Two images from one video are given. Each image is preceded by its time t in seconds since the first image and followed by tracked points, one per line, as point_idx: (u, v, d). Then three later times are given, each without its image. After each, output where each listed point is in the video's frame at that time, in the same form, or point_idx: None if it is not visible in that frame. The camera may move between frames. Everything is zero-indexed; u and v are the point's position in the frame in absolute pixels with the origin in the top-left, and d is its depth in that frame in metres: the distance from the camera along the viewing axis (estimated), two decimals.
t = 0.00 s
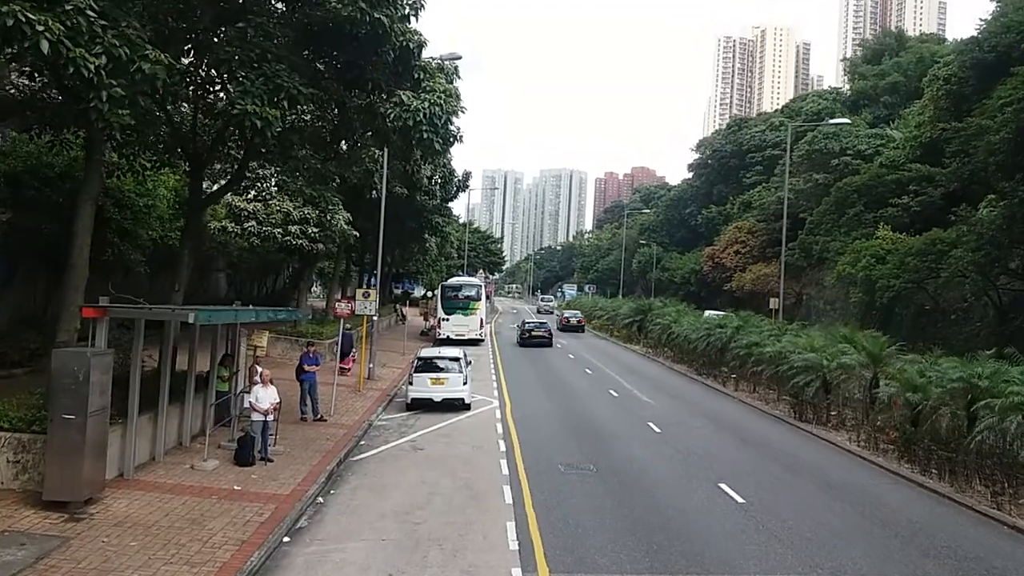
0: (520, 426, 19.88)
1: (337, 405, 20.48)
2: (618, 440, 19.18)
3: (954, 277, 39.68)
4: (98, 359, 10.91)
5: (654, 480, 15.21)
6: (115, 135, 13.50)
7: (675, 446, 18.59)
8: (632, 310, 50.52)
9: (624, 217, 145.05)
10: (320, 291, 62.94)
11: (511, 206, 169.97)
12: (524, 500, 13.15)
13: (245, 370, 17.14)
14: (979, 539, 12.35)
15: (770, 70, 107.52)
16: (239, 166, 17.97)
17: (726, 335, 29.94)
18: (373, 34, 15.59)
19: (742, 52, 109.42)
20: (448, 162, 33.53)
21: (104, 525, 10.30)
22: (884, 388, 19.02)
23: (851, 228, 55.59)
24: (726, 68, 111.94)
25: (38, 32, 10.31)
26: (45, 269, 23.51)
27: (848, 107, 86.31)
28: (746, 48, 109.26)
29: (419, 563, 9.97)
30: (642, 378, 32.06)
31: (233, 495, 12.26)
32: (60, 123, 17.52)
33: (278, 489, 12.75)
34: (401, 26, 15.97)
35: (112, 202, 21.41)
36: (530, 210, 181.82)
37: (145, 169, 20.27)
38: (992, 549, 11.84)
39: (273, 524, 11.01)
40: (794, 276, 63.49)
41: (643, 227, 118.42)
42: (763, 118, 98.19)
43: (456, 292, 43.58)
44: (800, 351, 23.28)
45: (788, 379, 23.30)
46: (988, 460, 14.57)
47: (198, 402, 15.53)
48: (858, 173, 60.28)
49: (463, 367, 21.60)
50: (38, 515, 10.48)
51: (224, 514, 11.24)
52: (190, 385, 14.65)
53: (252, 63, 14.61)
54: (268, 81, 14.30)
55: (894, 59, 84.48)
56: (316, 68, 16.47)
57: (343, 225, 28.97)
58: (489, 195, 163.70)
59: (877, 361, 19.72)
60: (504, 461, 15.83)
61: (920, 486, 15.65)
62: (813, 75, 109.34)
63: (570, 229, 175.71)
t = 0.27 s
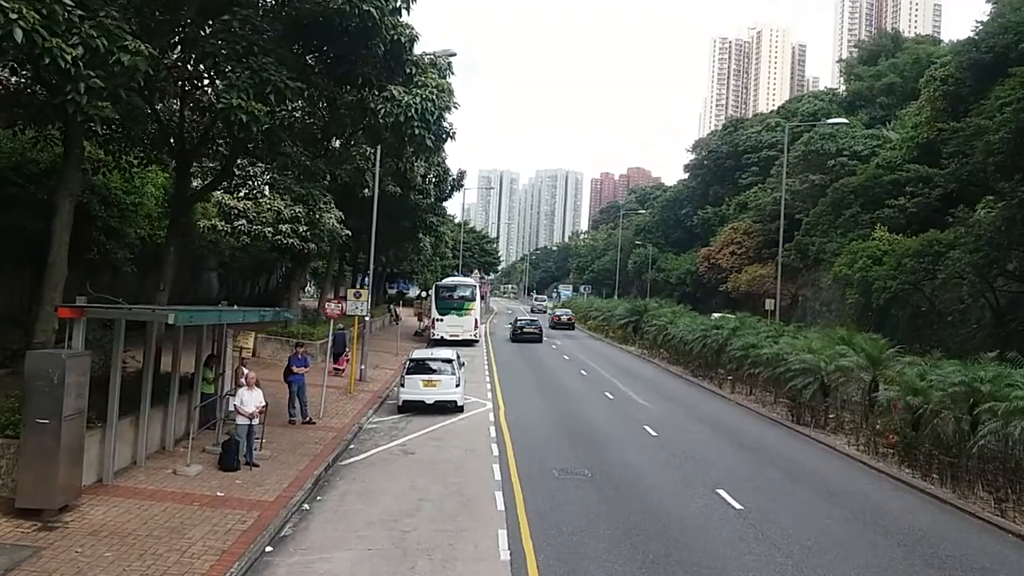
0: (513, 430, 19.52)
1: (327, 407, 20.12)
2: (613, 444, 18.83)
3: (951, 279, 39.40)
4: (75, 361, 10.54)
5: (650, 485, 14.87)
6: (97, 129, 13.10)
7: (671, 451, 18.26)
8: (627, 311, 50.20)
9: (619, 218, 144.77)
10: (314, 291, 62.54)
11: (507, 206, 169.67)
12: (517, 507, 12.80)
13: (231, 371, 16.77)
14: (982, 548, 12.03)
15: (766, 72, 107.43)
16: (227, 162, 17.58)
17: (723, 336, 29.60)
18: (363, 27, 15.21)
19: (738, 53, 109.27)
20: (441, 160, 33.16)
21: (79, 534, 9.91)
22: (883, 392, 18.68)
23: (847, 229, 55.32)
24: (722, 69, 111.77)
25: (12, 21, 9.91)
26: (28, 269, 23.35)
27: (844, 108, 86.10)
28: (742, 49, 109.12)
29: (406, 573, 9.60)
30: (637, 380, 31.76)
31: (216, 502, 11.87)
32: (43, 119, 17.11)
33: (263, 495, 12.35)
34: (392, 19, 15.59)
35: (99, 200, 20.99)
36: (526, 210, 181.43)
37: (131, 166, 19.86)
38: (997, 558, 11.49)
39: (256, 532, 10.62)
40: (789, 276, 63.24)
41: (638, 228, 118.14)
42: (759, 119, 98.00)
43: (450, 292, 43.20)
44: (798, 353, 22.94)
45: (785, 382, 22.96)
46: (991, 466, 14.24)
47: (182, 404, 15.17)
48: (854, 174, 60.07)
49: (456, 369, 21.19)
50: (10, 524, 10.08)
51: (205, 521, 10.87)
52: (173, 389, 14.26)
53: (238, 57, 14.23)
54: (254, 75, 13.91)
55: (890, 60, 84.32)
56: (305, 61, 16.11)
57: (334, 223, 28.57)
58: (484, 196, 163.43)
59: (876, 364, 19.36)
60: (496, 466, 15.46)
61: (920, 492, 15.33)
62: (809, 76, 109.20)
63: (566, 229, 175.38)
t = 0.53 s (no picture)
0: (501, 434, 19.07)
1: (310, 411, 19.59)
2: (603, 448, 18.43)
3: (943, 279, 39.12)
4: (39, 364, 10.06)
5: (641, 492, 14.44)
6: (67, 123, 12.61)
7: (662, 455, 17.87)
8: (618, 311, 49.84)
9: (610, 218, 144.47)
10: (302, 292, 61.89)
11: (498, 207, 169.15)
12: (503, 516, 12.34)
13: (210, 374, 16.24)
14: (984, 557, 11.65)
15: (757, 73, 107.37)
16: (206, 158, 17.09)
17: (715, 337, 29.20)
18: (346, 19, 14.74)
19: (729, 55, 109.14)
20: (430, 158, 32.66)
21: (42, 547, 9.42)
22: (878, 395, 18.29)
23: (839, 229, 55.06)
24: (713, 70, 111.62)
25: None
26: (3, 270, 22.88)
27: (835, 108, 85.96)
28: (733, 50, 109.03)
29: None
30: (628, 382, 31.39)
31: (189, 512, 11.38)
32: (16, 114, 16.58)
33: (239, 505, 11.87)
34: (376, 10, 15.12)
35: (77, 197, 20.46)
36: (517, 211, 180.97)
37: (110, 163, 19.35)
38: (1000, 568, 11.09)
39: (229, 544, 10.14)
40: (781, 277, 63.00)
41: (630, 228, 117.82)
42: (751, 120, 97.80)
43: (440, 292, 42.72)
44: (791, 355, 22.54)
45: (778, 384, 22.58)
46: (991, 471, 13.85)
47: (158, 408, 14.65)
48: (846, 174, 59.81)
49: (444, 371, 20.70)
50: None
51: (177, 533, 10.38)
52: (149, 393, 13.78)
53: (215, 50, 13.72)
54: (232, 67, 13.40)
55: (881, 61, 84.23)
56: (286, 54, 15.62)
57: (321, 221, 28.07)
58: (475, 196, 162.86)
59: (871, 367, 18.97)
60: (483, 473, 15.01)
61: (918, 498, 14.94)
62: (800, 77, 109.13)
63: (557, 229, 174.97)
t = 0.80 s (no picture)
0: (487, 438, 18.57)
1: (290, 415, 19.02)
2: (591, 452, 17.97)
3: (934, 279, 38.83)
4: None
5: (630, 498, 14.00)
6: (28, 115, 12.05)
7: (651, 460, 17.40)
8: (608, 312, 49.41)
9: (600, 219, 144.15)
10: (289, 292, 61.27)
11: (488, 207, 168.59)
12: (486, 525, 11.83)
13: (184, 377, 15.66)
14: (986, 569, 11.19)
15: (745, 74, 107.25)
16: (180, 152, 16.55)
17: (705, 338, 28.76)
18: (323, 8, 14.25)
19: (718, 55, 109.01)
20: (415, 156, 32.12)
21: None
22: (872, 397, 17.87)
23: (829, 229, 54.80)
24: (702, 72, 111.57)
25: None
26: None
27: (824, 108, 85.78)
28: (722, 51, 108.89)
29: None
30: (617, 383, 30.93)
31: (156, 523, 10.82)
32: None
33: (209, 516, 11.31)
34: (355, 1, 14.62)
35: (49, 194, 20.09)
36: (507, 211, 180.45)
37: (81, 160, 18.76)
38: None
39: (196, 559, 9.62)
40: (771, 276, 62.76)
41: (619, 228, 117.50)
42: (740, 120, 97.59)
43: (427, 293, 42.14)
44: (782, 356, 22.11)
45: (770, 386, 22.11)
46: (990, 477, 13.45)
47: (128, 413, 14.09)
48: (836, 174, 59.57)
49: (428, 373, 20.16)
50: None
51: (141, 546, 9.85)
52: (115, 397, 13.27)
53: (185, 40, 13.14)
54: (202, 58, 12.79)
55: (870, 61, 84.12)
56: (262, 46, 15.07)
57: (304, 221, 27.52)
58: (465, 196, 162.26)
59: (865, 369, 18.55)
60: (467, 479, 14.50)
61: (914, 504, 14.51)
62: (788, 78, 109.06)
63: (547, 230, 174.54)
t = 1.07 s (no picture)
0: (470, 443, 18.00)
1: (266, 421, 18.42)
2: (577, 457, 17.43)
3: (924, 279, 38.50)
4: None
5: (618, 506, 13.49)
6: None
7: (639, 465, 16.88)
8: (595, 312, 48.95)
9: (588, 219, 143.69)
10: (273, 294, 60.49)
11: (476, 208, 168.00)
12: (467, 538, 11.26)
13: (153, 383, 15.02)
14: None
15: (733, 74, 107.06)
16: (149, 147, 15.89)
17: (693, 339, 28.29)
18: None
19: (705, 56, 108.81)
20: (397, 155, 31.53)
21: None
22: (865, 400, 17.39)
23: (818, 228, 54.48)
24: (689, 73, 111.33)
25: None
26: None
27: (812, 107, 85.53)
28: (709, 51, 108.65)
29: None
30: (605, 385, 30.39)
31: (116, 539, 10.20)
32: None
33: (173, 531, 10.70)
34: None
35: (16, 193, 19.46)
36: (495, 212, 179.82)
37: (50, 157, 18.06)
38: None
39: None
40: (760, 276, 62.43)
41: (607, 228, 117.08)
42: (727, 119, 97.36)
43: (412, 294, 41.54)
44: (773, 357, 21.62)
45: (760, 388, 21.64)
46: (989, 482, 13.00)
47: (92, 421, 13.45)
48: (824, 173, 59.29)
49: (410, 378, 19.60)
50: None
51: (96, 565, 9.24)
52: (78, 405, 12.63)
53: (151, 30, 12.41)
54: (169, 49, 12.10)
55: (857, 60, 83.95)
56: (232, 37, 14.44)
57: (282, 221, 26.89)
58: (453, 197, 161.66)
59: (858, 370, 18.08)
60: (447, 488, 13.93)
61: (911, 512, 14.01)
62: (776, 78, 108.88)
63: (535, 230, 173.99)
